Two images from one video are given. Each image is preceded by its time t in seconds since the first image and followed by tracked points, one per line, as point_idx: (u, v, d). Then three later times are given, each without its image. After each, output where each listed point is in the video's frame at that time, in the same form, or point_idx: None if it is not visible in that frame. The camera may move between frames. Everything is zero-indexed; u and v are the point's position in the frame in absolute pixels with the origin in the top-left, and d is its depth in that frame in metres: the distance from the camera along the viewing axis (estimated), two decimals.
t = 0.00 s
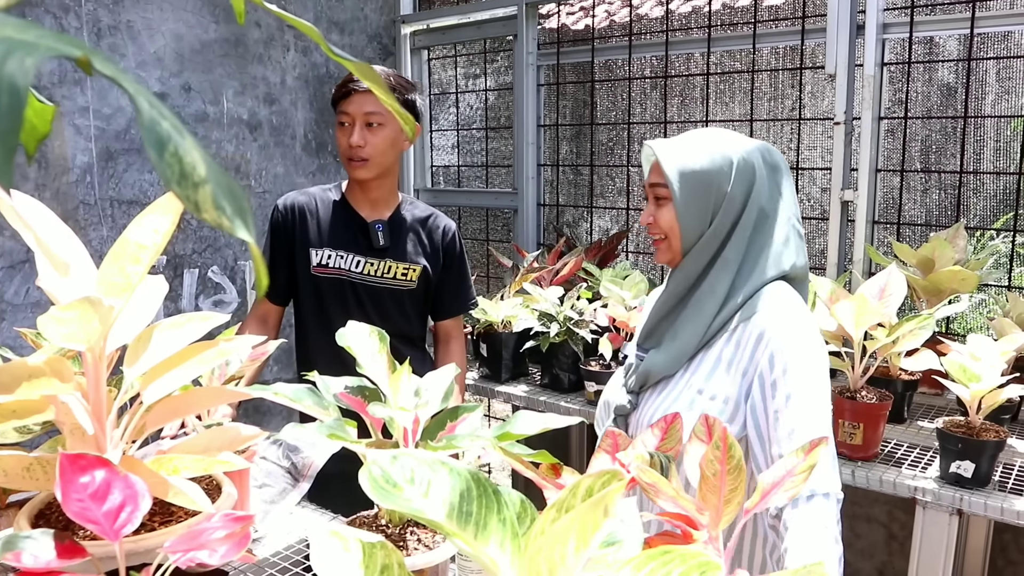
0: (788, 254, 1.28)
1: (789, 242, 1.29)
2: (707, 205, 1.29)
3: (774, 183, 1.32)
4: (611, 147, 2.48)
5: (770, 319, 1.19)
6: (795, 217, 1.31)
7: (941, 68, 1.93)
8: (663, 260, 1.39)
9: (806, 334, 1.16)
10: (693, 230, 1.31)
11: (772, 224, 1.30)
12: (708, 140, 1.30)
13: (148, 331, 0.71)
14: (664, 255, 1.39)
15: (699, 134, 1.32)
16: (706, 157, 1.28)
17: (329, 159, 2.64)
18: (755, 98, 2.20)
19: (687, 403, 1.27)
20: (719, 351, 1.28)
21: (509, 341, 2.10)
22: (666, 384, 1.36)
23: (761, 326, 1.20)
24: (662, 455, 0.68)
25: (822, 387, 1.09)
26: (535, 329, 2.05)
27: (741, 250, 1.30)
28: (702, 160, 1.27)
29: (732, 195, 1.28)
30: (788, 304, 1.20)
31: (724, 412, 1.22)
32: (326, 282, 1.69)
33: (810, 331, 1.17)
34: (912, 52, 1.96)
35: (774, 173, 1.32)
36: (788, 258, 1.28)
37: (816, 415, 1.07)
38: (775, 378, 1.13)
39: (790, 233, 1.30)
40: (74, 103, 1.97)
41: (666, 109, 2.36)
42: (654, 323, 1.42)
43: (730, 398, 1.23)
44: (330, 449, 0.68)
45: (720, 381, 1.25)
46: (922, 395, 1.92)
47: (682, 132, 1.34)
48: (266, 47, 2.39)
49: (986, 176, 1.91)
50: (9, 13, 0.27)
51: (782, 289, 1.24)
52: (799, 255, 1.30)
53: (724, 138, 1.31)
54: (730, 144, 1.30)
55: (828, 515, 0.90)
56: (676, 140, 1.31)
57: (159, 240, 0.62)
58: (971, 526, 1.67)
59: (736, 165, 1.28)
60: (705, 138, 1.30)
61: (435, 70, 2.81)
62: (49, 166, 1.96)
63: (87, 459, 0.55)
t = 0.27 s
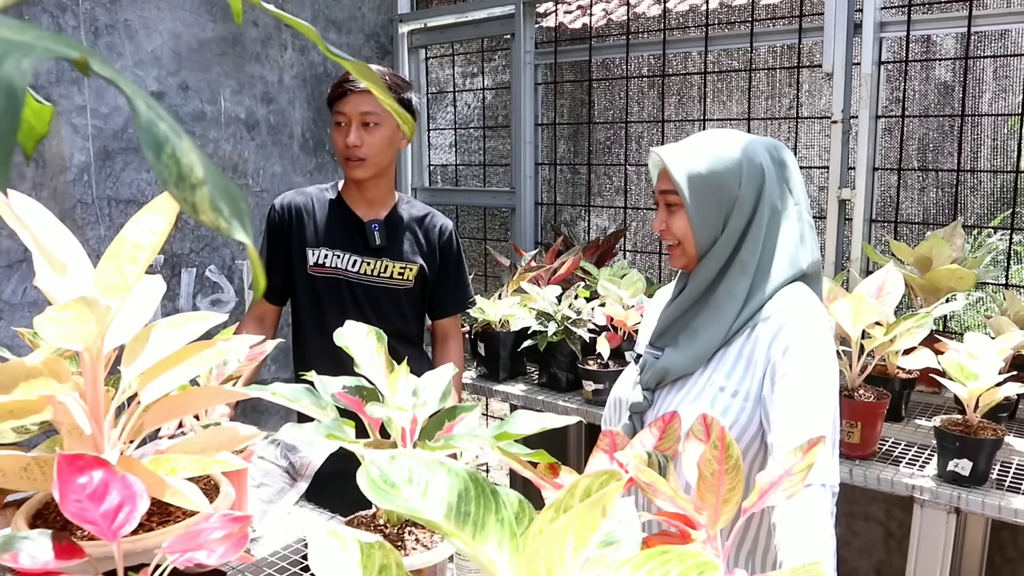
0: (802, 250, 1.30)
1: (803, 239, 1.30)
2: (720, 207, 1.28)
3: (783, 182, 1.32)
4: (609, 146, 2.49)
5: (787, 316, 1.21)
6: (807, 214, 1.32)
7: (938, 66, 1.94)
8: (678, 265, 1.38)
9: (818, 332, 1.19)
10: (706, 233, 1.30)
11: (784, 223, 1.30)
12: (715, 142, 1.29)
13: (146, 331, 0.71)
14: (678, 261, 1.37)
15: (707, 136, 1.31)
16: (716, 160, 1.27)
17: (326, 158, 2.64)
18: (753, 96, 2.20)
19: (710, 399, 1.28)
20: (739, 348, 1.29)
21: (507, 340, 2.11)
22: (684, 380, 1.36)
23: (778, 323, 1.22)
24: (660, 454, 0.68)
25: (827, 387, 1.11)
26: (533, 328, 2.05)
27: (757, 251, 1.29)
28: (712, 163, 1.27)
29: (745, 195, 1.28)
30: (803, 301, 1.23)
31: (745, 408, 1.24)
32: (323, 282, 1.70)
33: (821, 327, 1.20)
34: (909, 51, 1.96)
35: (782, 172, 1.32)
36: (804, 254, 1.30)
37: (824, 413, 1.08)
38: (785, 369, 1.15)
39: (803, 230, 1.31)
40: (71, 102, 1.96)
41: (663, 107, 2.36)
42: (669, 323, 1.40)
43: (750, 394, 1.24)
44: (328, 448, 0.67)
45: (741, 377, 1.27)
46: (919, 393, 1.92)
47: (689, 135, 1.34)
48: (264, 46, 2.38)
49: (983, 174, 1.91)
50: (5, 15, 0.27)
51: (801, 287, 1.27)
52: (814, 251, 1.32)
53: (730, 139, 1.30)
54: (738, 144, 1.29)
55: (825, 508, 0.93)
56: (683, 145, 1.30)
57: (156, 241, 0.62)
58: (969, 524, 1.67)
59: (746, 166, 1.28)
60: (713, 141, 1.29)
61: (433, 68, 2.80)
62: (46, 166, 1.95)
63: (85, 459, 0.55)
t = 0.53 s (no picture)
0: (808, 253, 1.30)
1: (809, 241, 1.30)
2: (724, 205, 1.28)
3: (791, 183, 1.32)
4: (607, 146, 2.49)
5: (791, 315, 1.21)
6: (813, 216, 1.31)
7: (936, 65, 1.94)
8: (682, 262, 1.38)
9: (821, 332, 1.18)
10: (710, 231, 1.30)
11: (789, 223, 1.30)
12: (722, 140, 1.29)
13: (144, 330, 0.70)
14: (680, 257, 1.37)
15: (715, 134, 1.31)
16: (722, 158, 1.27)
17: (325, 158, 2.64)
18: (752, 95, 2.20)
19: (710, 396, 1.28)
20: (742, 347, 1.29)
21: (505, 339, 2.11)
22: (686, 376, 1.36)
23: (782, 322, 1.22)
24: (659, 453, 0.68)
25: (829, 385, 1.11)
26: (531, 328, 2.05)
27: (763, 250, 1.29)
28: (718, 161, 1.27)
29: (751, 195, 1.28)
30: (807, 302, 1.22)
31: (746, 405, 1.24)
32: (322, 281, 1.70)
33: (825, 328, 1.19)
34: (907, 50, 1.96)
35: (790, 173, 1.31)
36: (810, 257, 1.30)
37: (826, 410, 1.08)
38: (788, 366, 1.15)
39: (809, 231, 1.31)
40: (68, 101, 1.96)
41: (662, 107, 2.36)
42: (671, 319, 1.41)
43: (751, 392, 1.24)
44: (326, 448, 0.67)
45: (743, 376, 1.26)
46: (918, 392, 1.92)
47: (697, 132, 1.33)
48: (261, 45, 2.38)
49: (981, 173, 1.91)
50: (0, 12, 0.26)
51: (803, 288, 1.26)
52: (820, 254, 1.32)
53: (738, 138, 1.30)
54: (746, 142, 1.29)
55: (824, 506, 0.93)
56: (690, 141, 1.30)
57: (153, 240, 0.61)
58: (967, 523, 1.67)
59: (753, 165, 1.27)
60: (720, 139, 1.29)
61: (431, 68, 2.80)
62: (44, 166, 1.95)
63: (82, 459, 0.55)
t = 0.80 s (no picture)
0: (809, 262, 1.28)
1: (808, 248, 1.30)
2: (718, 205, 1.29)
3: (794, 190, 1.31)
4: (606, 145, 2.49)
5: (787, 317, 1.21)
6: (811, 225, 1.31)
7: (935, 64, 1.94)
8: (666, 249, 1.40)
9: (819, 333, 1.18)
10: (702, 227, 1.31)
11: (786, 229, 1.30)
12: (722, 140, 1.29)
13: (142, 330, 0.70)
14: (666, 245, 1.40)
15: (718, 133, 1.32)
16: (720, 158, 1.28)
17: (323, 157, 2.64)
18: (750, 94, 2.20)
19: (706, 399, 1.28)
20: (738, 349, 1.29)
21: (504, 338, 2.10)
22: (681, 380, 1.36)
23: (778, 323, 1.22)
24: (658, 453, 0.68)
25: (827, 384, 1.11)
26: (530, 327, 2.05)
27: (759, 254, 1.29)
28: (715, 160, 1.27)
29: (743, 196, 1.28)
30: (803, 305, 1.22)
31: (743, 407, 1.24)
32: (321, 278, 1.70)
33: (822, 329, 1.19)
34: (906, 48, 1.96)
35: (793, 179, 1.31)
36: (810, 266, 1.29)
37: (825, 412, 1.08)
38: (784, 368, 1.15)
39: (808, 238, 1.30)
40: (66, 100, 1.95)
41: (660, 106, 2.36)
42: (666, 321, 1.40)
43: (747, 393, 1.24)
44: (324, 447, 0.67)
45: (739, 377, 1.27)
46: (917, 391, 1.92)
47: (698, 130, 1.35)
48: (260, 44, 2.38)
49: (980, 172, 1.91)
50: None
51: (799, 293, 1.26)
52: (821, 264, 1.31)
53: (739, 139, 1.30)
54: (747, 144, 1.29)
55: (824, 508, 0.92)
56: (692, 138, 1.31)
57: (151, 239, 0.61)
58: (966, 522, 1.67)
59: (752, 168, 1.28)
60: (721, 139, 1.30)
61: (429, 67, 2.80)
62: (42, 165, 1.95)
63: (79, 459, 0.55)
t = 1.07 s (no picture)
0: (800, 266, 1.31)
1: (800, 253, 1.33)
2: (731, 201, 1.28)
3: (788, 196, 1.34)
4: (604, 143, 2.49)
5: (778, 313, 1.22)
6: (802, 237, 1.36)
7: (933, 62, 1.94)
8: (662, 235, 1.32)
9: (811, 327, 1.19)
10: (709, 222, 1.29)
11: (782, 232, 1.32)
12: (739, 138, 1.30)
13: (140, 329, 0.70)
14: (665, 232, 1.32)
15: (733, 130, 1.31)
16: (740, 155, 1.27)
17: (321, 156, 2.63)
18: (749, 93, 2.20)
19: (704, 402, 1.28)
20: (730, 349, 1.29)
21: (503, 338, 2.10)
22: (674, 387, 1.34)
23: (769, 321, 1.22)
24: (656, 451, 0.68)
25: (820, 383, 1.13)
26: (529, 326, 2.05)
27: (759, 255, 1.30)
28: (736, 156, 1.27)
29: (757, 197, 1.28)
30: (793, 299, 1.23)
31: (740, 407, 1.24)
32: (321, 277, 1.69)
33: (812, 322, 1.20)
34: (904, 47, 1.96)
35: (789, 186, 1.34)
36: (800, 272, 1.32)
37: (820, 412, 1.11)
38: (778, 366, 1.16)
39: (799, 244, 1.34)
40: (64, 100, 1.95)
41: (659, 104, 2.36)
42: (657, 323, 1.38)
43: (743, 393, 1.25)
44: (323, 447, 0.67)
45: (734, 378, 1.27)
46: (915, 389, 1.92)
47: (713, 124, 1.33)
48: (258, 43, 2.37)
49: (978, 171, 1.91)
50: None
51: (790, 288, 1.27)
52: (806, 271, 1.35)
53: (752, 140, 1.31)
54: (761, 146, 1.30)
55: (819, 505, 0.93)
56: (712, 131, 1.30)
57: (150, 239, 0.61)
58: (964, 521, 1.67)
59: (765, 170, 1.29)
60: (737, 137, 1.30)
61: (428, 66, 2.80)
62: (40, 164, 1.94)
63: (78, 459, 0.55)
